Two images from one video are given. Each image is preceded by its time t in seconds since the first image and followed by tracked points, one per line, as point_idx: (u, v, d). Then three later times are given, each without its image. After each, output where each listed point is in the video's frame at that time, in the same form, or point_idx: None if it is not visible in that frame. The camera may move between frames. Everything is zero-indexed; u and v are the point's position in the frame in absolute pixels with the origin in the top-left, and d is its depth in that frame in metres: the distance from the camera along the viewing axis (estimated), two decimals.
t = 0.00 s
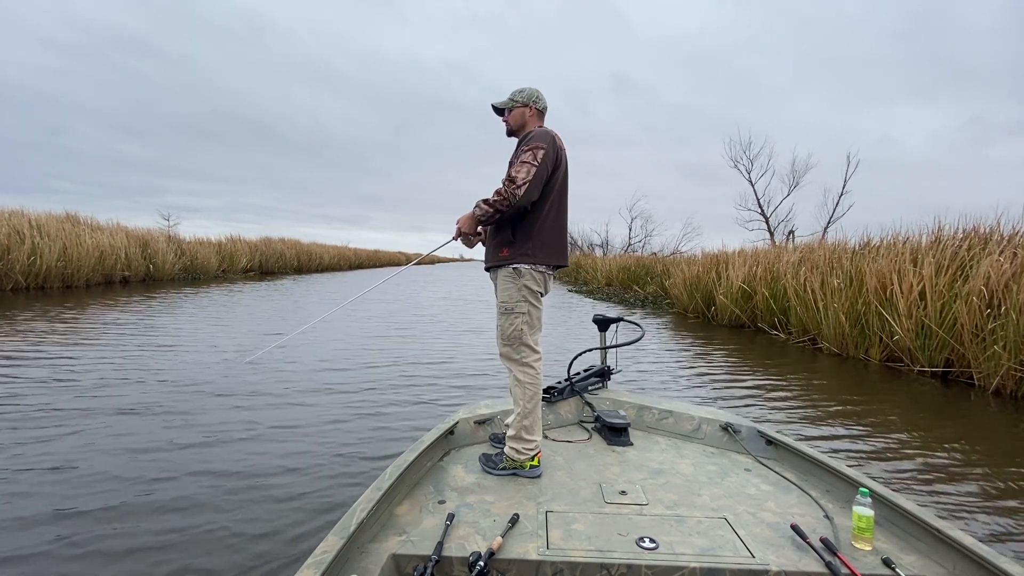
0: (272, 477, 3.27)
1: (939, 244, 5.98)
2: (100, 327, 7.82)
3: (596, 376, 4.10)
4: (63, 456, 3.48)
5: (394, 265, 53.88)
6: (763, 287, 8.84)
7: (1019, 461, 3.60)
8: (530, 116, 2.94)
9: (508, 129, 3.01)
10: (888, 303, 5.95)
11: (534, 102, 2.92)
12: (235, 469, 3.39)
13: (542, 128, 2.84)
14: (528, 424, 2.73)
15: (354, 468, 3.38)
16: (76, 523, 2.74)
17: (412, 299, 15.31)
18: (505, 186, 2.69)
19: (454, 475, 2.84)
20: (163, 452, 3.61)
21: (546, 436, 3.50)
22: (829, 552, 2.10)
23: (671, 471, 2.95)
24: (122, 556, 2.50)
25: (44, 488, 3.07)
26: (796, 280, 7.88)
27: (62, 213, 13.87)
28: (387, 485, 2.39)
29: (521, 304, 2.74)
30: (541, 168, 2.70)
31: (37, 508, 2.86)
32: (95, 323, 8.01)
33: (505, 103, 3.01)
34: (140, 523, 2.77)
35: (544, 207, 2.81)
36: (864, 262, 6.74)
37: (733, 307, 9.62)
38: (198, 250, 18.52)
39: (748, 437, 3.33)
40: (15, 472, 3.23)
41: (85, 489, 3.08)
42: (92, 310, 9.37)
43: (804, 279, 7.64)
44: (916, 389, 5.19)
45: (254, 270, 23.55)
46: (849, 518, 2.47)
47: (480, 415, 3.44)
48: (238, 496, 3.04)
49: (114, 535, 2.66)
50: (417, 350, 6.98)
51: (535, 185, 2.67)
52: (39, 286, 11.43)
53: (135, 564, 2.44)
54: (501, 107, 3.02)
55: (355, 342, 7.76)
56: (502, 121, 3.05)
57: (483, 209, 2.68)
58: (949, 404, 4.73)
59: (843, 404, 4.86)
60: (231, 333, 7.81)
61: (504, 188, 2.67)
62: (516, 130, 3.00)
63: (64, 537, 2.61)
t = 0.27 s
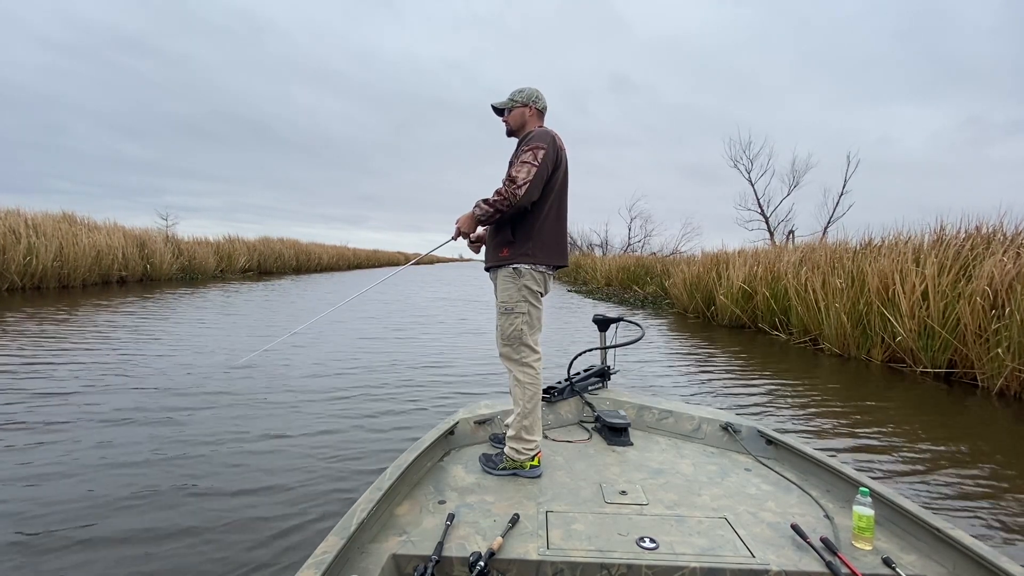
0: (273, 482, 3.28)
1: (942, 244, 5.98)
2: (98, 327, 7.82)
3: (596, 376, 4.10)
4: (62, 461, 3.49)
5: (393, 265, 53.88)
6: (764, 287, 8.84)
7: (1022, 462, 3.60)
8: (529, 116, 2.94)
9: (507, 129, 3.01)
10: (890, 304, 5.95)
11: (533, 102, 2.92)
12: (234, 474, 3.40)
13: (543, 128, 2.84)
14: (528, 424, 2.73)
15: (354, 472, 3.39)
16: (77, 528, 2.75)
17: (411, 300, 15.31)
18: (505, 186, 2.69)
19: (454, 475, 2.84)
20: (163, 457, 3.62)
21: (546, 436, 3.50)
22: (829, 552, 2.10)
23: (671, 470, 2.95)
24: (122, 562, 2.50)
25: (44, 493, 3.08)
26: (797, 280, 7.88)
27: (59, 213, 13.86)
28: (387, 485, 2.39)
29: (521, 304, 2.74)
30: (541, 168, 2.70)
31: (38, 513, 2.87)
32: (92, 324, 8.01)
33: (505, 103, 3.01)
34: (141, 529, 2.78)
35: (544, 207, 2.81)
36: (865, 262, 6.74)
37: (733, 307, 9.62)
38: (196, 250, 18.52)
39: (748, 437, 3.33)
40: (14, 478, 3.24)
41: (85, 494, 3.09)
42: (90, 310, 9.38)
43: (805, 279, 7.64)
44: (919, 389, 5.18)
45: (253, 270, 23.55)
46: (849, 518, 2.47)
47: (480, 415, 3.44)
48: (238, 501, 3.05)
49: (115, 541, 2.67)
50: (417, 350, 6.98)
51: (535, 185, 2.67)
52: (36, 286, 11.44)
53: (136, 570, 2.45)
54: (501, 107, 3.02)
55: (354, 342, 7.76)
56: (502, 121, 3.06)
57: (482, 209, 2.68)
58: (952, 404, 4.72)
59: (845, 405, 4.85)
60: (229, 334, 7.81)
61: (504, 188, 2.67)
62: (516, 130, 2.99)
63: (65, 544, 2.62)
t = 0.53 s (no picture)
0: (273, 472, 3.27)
1: (944, 245, 5.98)
2: (95, 326, 7.82)
3: (596, 376, 4.10)
4: (60, 451, 3.47)
5: (393, 266, 53.91)
6: (764, 287, 8.84)
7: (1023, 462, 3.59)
8: (529, 116, 2.94)
9: (507, 130, 3.01)
10: (892, 304, 5.94)
11: (532, 102, 2.92)
12: (234, 464, 3.39)
13: (543, 128, 2.84)
14: (528, 424, 2.73)
15: (354, 466, 3.38)
16: (75, 516, 2.74)
17: (410, 300, 15.30)
18: (505, 186, 2.69)
19: (454, 475, 2.84)
20: (162, 447, 3.61)
21: (545, 436, 3.50)
22: (829, 552, 2.10)
23: (671, 470, 2.95)
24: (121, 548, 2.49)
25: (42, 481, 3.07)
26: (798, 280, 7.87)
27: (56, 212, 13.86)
28: (387, 485, 2.39)
29: (521, 304, 2.74)
30: (542, 168, 2.70)
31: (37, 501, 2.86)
32: (89, 324, 8.01)
33: (505, 104, 3.01)
34: (139, 516, 2.76)
35: (544, 207, 2.82)
36: (867, 262, 6.74)
37: (733, 308, 9.62)
38: (194, 250, 18.52)
39: (748, 437, 3.33)
40: (11, 467, 3.22)
41: (83, 482, 3.07)
42: (86, 310, 9.37)
43: (806, 279, 7.64)
44: (921, 390, 5.18)
45: (252, 270, 23.55)
46: (849, 518, 2.47)
47: (480, 415, 3.44)
48: (238, 490, 3.04)
49: (114, 528, 2.65)
50: (416, 351, 6.98)
51: (536, 185, 2.67)
52: (32, 286, 11.43)
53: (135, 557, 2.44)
54: (500, 109, 3.02)
55: (353, 342, 7.76)
56: (502, 122, 3.06)
57: (483, 209, 2.68)
58: (955, 405, 4.71)
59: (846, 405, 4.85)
60: (227, 334, 7.80)
61: (505, 188, 2.67)
62: (516, 131, 3.00)
63: (63, 530, 2.61)
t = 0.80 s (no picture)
0: (273, 474, 3.28)
1: (947, 245, 5.97)
2: (93, 327, 7.82)
3: (596, 376, 4.10)
4: (60, 454, 3.48)
5: (392, 265, 53.91)
6: (765, 287, 8.84)
7: None
8: (526, 116, 2.94)
9: (507, 130, 3.02)
10: (894, 304, 5.94)
11: (530, 101, 2.91)
12: (235, 466, 3.39)
13: (543, 128, 2.84)
14: (528, 424, 2.73)
15: (355, 466, 3.39)
16: (76, 520, 2.74)
17: (409, 300, 15.30)
18: (506, 186, 2.69)
19: (454, 475, 2.84)
20: (162, 450, 3.61)
21: (546, 435, 3.50)
22: (829, 552, 2.10)
23: (671, 470, 2.95)
24: (122, 553, 2.50)
25: (42, 486, 3.07)
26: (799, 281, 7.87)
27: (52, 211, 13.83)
28: (387, 485, 2.39)
29: (522, 304, 2.74)
30: (542, 168, 2.70)
31: (37, 505, 2.86)
32: (86, 324, 8.01)
33: (503, 106, 3.02)
34: (140, 520, 2.77)
35: (544, 207, 2.82)
36: (869, 262, 6.74)
37: (734, 308, 9.62)
38: (192, 250, 18.51)
39: (748, 437, 3.33)
40: (10, 470, 3.22)
41: (83, 486, 3.08)
42: (83, 310, 9.37)
43: (807, 279, 7.64)
44: (924, 391, 5.17)
45: (250, 270, 23.55)
46: (849, 518, 2.47)
47: (480, 415, 3.44)
48: (239, 493, 3.05)
49: (114, 532, 2.65)
50: (416, 352, 6.98)
51: (536, 185, 2.67)
52: (28, 286, 11.42)
53: (136, 561, 2.44)
54: (500, 110, 3.03)
55: (353, 343, 7.76)
56: (501, 123, 3.07)
57: (483, 209, 2.68)
58: (958, 406, 4.71)
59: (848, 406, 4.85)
60: (225, 335, 7.81)
61: (505, 188, 2.67)
62: (515, 131, 3.00)
63: (63, 533, 2.61)
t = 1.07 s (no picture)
0: (274, 473, 3.28)
1: (950, 245, 5.97)
2: (90, 328, 7.82)
3: (596, 376, 4.10)
4: (59, 452, 3.47)
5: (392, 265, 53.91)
6: (766, 287, 8.84)
7: None
8: (521, 116, 2.94)
9: (506, 131, 3.03)
10: (896, 305, 5.93)
11: (525, 102, 2.91)
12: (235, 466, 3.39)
13: (542, 128, 2.84)
14: (527, 424, 2.73)
15: (355, 465, 3.39)
16: (75, 517, 2.74)
17: (408, 300, 15.31)
18: (505, 186, 2.69)
19: (454, 475, 2.84)
20: (163, 449, 3.61)
21: (545, 436, 3.50)
22: (829, 552, 2.10)
23: (671, 470, 2.95)
24: (123, 550, 2.50)
25: (42, 484, 3.07)
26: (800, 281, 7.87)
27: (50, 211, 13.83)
28: (387, 485, 2.39)
29: (522, 304, 2.74)
30: (541, 168, 2.70)
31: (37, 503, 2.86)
32: (84, 325, 8.01)
33: (501, 108, 3.04)
34: (141, 518, 2.76)
35: (544, 207, 2.82)
36: (871, 262, 6.73)
37: (735, 308, 9.62)
38: (190, 250, 18.51)
39: (748, 437, 3.33)
40: (10, 469, 3.22)
41: (82, 484, 3.08)
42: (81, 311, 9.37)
43: (809, 279, 7.64)
44: (927, 392, 5.16)
45: (249, 270, 23.56)
46: (849, 518, 2.47)
47: (480, 415, 3.44)
48: (240, 492, 3.05)
49: (115, 530, 2.65)
50: (415, 352, 6.98)
51: (535, 185, 2.67)
52: (24, 286, 11.43)
53: (136, 559, 2.44)
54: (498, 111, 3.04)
55: (353, 343, 7.76)
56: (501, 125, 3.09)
57: (483, 209, 2.68)
58: (962, 407, 4.70)
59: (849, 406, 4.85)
60: (224, 335, 7.81)
61: (504, 189, 2.67)
62: (512, 133, 3.01)
63: (63, 532, 2.61)
